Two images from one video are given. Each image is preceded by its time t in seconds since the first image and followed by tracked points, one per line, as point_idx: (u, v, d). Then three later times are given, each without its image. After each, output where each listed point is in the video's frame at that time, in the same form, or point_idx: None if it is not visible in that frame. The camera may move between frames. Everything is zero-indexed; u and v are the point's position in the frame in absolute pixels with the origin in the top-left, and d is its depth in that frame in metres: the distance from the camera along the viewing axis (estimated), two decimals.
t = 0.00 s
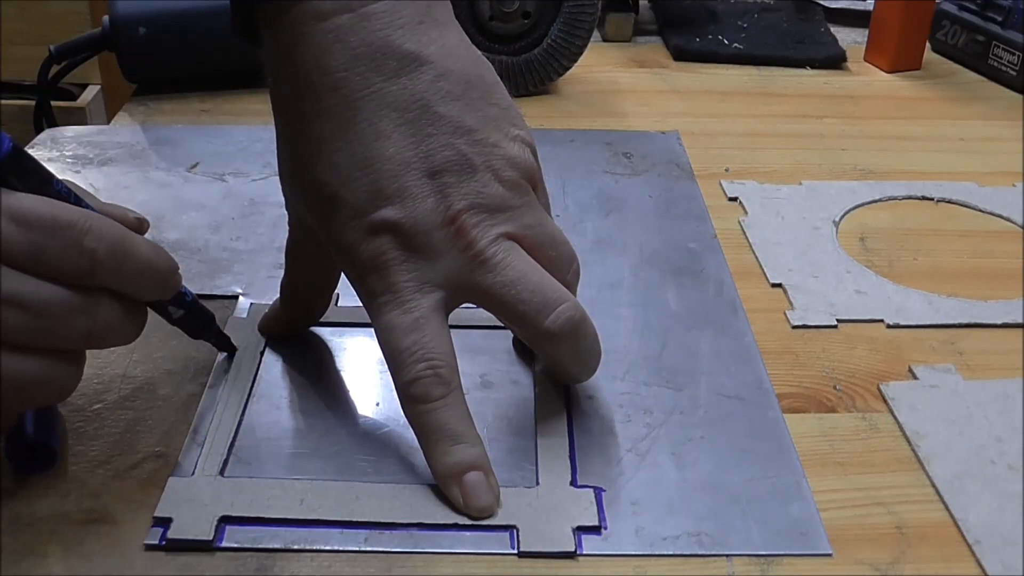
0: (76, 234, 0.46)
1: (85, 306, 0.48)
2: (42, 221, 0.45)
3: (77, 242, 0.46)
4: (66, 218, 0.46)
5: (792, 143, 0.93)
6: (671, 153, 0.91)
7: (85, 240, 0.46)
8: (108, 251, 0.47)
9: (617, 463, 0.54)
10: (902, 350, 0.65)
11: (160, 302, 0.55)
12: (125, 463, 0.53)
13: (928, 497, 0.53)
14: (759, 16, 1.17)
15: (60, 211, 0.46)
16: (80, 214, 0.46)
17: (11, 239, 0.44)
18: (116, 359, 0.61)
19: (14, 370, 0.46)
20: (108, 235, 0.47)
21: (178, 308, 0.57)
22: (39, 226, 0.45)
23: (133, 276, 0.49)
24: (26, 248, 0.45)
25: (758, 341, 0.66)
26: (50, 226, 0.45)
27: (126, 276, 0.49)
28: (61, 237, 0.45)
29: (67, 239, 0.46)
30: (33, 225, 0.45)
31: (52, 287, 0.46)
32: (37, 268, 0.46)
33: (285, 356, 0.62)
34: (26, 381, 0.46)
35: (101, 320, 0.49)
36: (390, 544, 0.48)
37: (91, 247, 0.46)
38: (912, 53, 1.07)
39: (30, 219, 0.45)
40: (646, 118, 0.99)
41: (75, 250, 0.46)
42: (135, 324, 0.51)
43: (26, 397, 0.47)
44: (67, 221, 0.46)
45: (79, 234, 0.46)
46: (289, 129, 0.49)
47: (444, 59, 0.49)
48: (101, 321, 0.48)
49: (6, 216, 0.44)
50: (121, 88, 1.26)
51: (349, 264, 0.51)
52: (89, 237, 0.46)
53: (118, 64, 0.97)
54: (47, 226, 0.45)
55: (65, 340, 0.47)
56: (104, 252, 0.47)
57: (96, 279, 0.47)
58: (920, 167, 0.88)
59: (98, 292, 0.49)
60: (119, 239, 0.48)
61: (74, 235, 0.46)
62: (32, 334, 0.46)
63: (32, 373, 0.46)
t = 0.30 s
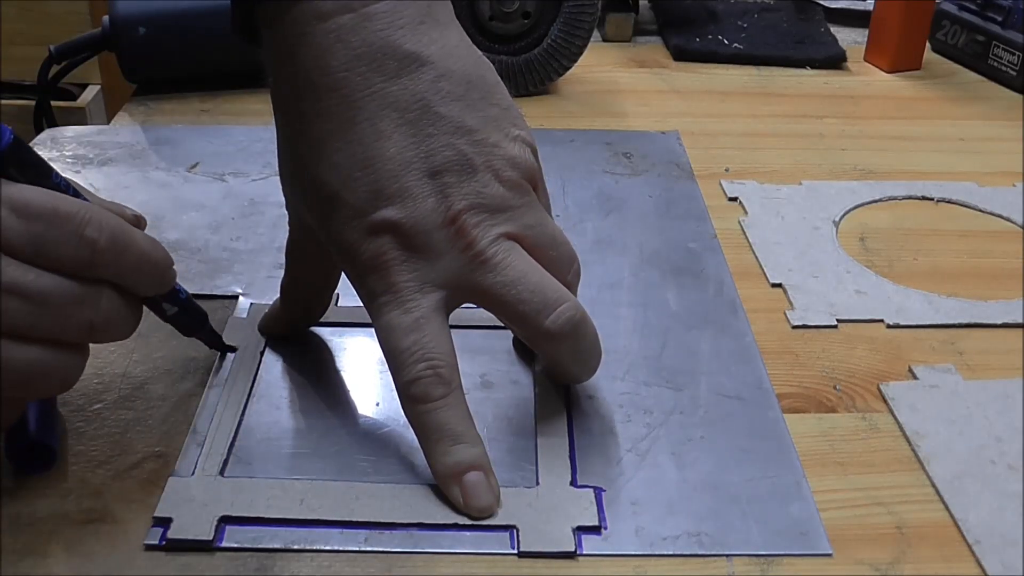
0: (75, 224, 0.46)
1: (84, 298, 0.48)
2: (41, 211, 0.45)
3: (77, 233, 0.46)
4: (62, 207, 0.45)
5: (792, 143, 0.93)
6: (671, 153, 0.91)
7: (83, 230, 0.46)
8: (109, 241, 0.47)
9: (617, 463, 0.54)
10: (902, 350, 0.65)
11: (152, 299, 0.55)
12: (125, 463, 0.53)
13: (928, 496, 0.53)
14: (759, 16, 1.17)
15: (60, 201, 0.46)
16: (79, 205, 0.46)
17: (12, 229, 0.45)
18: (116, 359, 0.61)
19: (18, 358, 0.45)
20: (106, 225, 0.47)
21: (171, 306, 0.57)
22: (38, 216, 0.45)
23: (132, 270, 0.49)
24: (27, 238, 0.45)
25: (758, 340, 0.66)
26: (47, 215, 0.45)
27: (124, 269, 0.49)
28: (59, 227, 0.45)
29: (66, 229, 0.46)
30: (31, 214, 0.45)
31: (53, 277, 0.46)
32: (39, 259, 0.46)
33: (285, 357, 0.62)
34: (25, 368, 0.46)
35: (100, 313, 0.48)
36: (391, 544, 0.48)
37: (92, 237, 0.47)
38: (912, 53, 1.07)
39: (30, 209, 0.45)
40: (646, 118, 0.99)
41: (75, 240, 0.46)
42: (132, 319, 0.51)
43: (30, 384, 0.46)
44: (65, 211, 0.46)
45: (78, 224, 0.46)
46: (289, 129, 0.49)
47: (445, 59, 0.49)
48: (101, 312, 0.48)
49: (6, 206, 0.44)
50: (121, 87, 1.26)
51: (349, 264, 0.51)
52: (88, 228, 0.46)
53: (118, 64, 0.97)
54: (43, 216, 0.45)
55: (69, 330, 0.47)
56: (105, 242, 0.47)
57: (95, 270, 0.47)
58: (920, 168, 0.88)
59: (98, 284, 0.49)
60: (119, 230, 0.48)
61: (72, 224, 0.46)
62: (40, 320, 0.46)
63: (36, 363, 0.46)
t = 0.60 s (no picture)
0: (64, 236, 0.44)
1: (73, 308, 0.47)
2: (32, 225, 0.44)
3: (68, 246, 0.45)
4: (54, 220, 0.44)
5: (792, 143, 0.93)
6: (671, 153, 0.91)
7: (74, 243, 0.45)
8: (98, 252, 0.46)
9: (617, 463, 0.54)
10: (902, 350, 0.65)
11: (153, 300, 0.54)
12: (125, 463, 0.53)
13: (927, 497, 0.53)
14: (759, 16, 1.17)
15: (51, 213, 0.44)
16: (70, 215, 0.45)
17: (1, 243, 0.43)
18: (116, 359, 0.61)
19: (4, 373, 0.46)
20: (96, 236, 0.46)
21: (173, 304, 0.56)
22: (29, 230, 0.44)
23: (126, 278, 0.49)
24: (16, 252, 0.44)
25: (758, 341, 0.66)
26: (39, 228, 0.44)
27: (117, 278, 0.48)
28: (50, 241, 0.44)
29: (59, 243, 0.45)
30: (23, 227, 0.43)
31: (42, 289, 0.46)
32: (27, 272, 0.45)
33: (285, 356, 0.62)
34: (9, 382, 0.46)
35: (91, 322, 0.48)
36: (391, 544, 0.48)
37: (82, 248, 0.45)
38: (912, 53, 1.07)
39: (21, 223, 0.43)
40: (647, 118, 0.99)
41: (64, 252, 0.45)
42: (126, 325, 0.50)
43: (22, 395, 0.47)
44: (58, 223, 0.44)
45: (68, 236, 0.45)
46: (290, 129, 0.49)
47: (446, 59, 0.49)
48: (91, 321, 0.48)
49: None
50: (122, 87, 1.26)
51: (350, 264, 0.51)
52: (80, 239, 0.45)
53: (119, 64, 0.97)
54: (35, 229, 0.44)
55: (54, 343, 0.47)
56: (94, 254, 0.46)
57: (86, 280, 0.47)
58: (920, 168, 0.88)
59: (89, 294, 0.48)
60: (107, 240, 0.47)
61: (64, 237, 0.45)
62: (23, 333, 0.46)
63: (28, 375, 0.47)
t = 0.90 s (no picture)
0: (79, 245, 0.45)
1: (85, 317, 0.48)
2: (46, 234, 0.44)
3: (81, 254, 0.45)
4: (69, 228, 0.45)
5: (792, 143, 0.93)
6: (670, 153, 0.91)
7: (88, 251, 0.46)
8: (110, 260, 0.47)
9: (617, 463, 0.54)
10: (902, 350, 0.65)
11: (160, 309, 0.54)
12: (125, 463, 0.53)
13: (927, 497, 0.52)
14: (759, 16, 1.17)
15: (66, 221, 0.45)
16: (85, 224, 0.45)
17: (13, 250, 0.43)
18: (117, 359, 0.61)
19: (6, 379, 0.45)
20: (110, 244, 0.47)
21: (179, 313, 0.56)
22: (45, 238, 0.44)
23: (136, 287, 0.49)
24: (30, 260, 0.44)
25: (758, 340, 0.66)
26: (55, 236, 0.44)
27: (127, 287, 0.49)
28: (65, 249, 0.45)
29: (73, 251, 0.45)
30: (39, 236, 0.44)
31: (55, 297, 0.46)
32: (40, 280, 0.45)
33: (285, 356, 0.62)
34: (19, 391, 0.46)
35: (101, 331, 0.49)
36: (391, 544, 0.48)
37: (94, 258, 0.46)
38: (912, 54, 1.07)
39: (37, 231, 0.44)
40: (646, 118, 0.99)
41: (76, 260, 0.45)
42: (133, 334, 0.51)
43: (24, 403, 0.46)
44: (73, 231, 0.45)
45: (82, 245, 0.45)
46: (290, 129, 0.49)
47: (446, 59, 0.49)
48: (101, 329, 0.49)
49: (8, 227, 0.42)
50: (122, 86, 1.26)
51: (350, 264, 0.51)
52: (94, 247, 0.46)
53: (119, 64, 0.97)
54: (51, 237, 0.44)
55: (65, 350, 0.47)
56: (106, 263, 0.47)
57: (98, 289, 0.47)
58: (920, 168, 0.88)
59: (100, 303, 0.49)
60: (120, 249, 0.47)
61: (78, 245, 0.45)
62: (32, 340, 0.46)
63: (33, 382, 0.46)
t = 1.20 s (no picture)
0: (58, 282, 0.42)
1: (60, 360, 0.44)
2: (22, 269, 0.42)
3: (60, 291, 0.42)
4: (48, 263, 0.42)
5: (792, 143, 0.93)
6: (670, 153, 0.91)
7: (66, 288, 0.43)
8: (92, 300, 0.44)
9: (617, 462, 0.54)
10: (902, 350, 0.65)
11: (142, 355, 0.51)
12: (125, 464, 0.53)
13: (927, 497, 0.52)
14: (759, 15, 1.17)
15: (44, 257, 0.42)
16: (66, 260, 0.43)
17: None
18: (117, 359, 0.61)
19: None
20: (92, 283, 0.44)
21: (162, 360, 0.53)
22: (20, 272, 0.42)
23: (117, 331, 0.46)
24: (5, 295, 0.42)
25: (758, 340, 0.66)
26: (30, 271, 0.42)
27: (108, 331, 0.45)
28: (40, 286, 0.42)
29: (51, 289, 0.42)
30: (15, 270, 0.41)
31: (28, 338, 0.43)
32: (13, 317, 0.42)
33: (285, 356, 0.62)
34: None
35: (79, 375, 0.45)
36: (391, 544, 0.48)
37: (74, 296, 0.43)
38: (912, 54, 1.07)
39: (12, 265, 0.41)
40: (646, 118, 0.99)
41: (55, 298, 0.42)
42: (113, 377, 0.48)
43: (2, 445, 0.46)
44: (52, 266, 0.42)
45: (61, 283, 0.42)
46: (289, 129, 0.49)
47: (444, 60, 0.49)
48: (78, 374, 0.45)
49: None
50: (122, 86, 1.26)
51: (349, 264, 0.51)
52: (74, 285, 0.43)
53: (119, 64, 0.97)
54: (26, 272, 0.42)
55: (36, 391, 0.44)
56: (87, 302, 0.43)
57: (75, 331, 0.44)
58: (919, 168, 0.88)
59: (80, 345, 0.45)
60: (103, 287, 0.44)
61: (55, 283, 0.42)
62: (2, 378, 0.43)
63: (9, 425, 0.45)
